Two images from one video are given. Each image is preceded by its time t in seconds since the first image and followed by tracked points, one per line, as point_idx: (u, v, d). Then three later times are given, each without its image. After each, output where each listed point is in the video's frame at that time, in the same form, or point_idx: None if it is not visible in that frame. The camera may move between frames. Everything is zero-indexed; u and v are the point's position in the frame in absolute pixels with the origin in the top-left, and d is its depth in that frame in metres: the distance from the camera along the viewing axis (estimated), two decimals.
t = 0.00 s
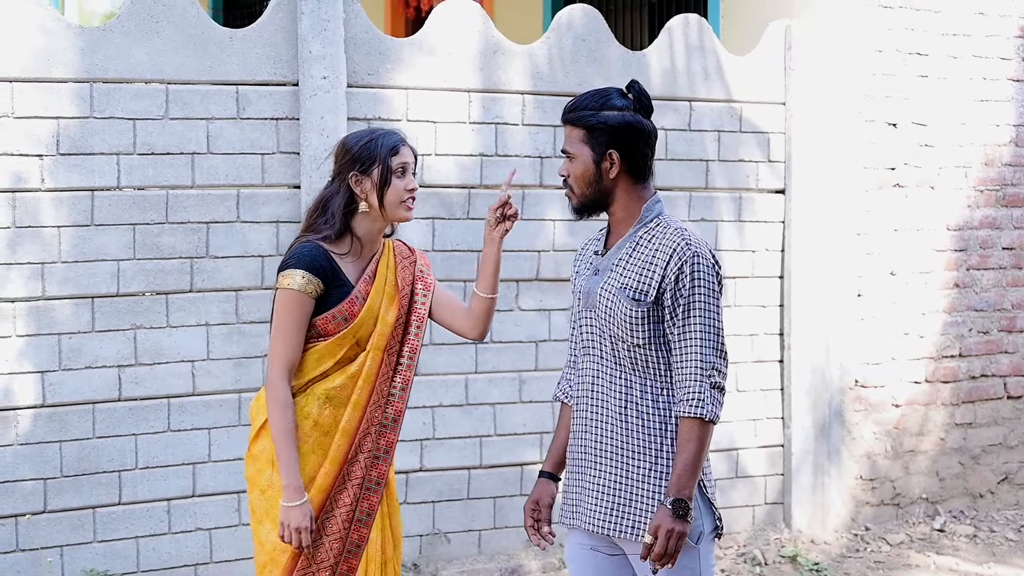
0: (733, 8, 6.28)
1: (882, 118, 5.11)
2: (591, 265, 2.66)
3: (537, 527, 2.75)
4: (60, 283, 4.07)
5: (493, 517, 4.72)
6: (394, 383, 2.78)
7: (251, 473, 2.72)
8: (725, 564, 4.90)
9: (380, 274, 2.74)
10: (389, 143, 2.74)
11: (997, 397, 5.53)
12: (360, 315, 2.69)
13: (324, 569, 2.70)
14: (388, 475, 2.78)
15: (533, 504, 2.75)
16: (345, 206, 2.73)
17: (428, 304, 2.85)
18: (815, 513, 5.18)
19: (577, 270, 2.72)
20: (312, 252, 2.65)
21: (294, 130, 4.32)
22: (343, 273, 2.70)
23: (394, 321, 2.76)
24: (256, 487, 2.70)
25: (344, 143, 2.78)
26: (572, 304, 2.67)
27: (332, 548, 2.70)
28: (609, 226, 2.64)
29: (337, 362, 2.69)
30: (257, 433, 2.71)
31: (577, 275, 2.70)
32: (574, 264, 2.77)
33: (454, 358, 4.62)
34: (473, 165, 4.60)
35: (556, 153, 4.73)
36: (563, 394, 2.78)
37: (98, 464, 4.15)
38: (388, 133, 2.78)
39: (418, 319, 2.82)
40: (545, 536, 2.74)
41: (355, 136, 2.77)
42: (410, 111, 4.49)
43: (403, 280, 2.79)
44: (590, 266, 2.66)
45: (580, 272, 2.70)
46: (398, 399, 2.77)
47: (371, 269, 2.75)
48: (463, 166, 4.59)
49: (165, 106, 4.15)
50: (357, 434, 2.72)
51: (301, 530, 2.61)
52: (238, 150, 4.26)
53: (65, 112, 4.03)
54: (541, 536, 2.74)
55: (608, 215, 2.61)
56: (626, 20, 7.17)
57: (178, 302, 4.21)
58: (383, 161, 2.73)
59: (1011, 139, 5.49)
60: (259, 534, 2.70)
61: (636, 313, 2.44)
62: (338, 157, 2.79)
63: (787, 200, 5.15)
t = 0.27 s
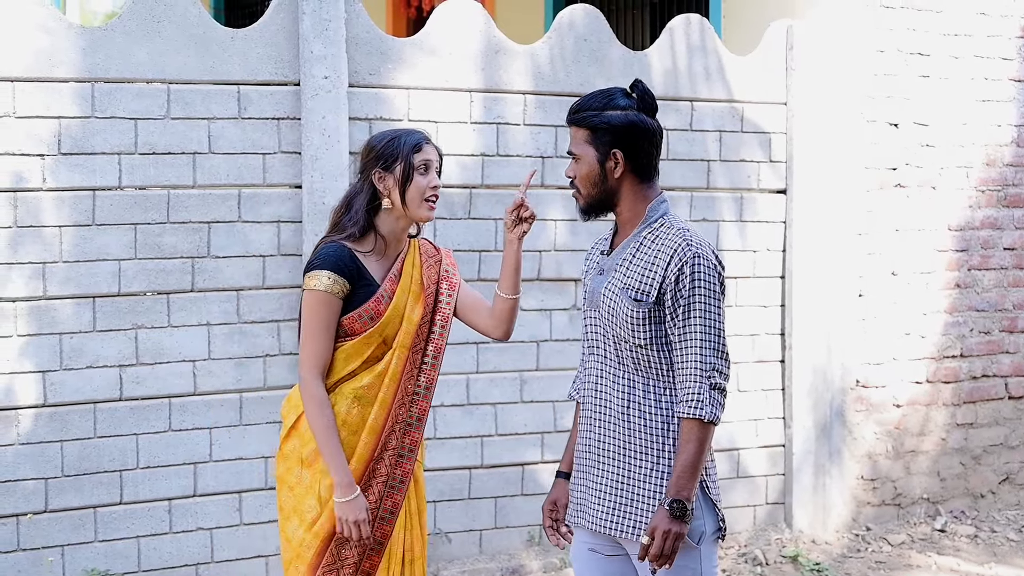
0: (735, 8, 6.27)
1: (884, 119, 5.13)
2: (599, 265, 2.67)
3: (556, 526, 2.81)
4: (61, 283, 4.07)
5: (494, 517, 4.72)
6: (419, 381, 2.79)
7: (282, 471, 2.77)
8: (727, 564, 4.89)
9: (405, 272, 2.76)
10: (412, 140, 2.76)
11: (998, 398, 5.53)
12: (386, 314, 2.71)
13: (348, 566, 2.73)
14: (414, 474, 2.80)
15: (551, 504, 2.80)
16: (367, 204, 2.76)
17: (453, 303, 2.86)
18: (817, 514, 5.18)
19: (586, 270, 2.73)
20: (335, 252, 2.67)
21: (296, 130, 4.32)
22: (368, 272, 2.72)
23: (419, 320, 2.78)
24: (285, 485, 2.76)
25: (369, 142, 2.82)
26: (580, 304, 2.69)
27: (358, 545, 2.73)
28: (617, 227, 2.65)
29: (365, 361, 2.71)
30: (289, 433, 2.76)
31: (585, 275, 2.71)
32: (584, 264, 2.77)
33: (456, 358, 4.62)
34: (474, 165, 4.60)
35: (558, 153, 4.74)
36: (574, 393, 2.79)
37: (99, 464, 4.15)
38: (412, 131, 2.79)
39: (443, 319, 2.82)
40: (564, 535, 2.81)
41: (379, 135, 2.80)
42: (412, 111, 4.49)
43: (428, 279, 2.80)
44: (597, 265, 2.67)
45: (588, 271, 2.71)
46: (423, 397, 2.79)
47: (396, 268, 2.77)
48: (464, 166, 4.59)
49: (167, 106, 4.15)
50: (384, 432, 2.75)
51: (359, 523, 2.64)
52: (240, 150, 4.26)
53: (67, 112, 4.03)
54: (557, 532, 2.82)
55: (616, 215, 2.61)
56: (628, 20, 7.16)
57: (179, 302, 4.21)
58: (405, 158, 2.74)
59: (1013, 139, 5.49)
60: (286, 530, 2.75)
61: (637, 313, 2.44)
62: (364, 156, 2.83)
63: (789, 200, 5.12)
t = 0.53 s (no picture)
0: (736, 8, 6.27)
1: (885, 119, 5.13)
2: (603, 265, 2.67)
3: (565, 527, 2.82)
4: (62, 282, 4.07)
5: (494, 517, 4.72)
6: (433, 381, 2.79)
7: (299, 471, 2.79)
8: (727, 564, 4.89)
9: (418, 271, 2.76)
10: (417, 138, 2.78)
11: (999, 398, 5.53)
12: (400, 312, 2.71)
13: (362, 565, 2.72)
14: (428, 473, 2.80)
15: (560, 504, 2.81)
16: (374, 200, 2.80)
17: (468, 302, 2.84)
18: (817, 514, 5.18)
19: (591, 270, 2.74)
20: (346, 251, 2.70)
21: (296, 129, 4.32)
22: (381, 271, 2.73)
23: (433, 318, 2.77)
24: (302, 484, 2.78)
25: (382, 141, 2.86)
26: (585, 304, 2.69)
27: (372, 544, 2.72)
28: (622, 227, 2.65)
29: (380, 361, 2.72)
30: (307, 433, 2.78)
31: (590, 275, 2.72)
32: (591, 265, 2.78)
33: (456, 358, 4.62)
34: (475, 165, 4.60)
35: (558, 152, 4.73)
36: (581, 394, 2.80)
37: (100, 463, 4.14)
38: (421, 130, 2.81)
39: (457, 318, 2.81)
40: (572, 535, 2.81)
41: (390, 134, 2.84)
42: (413, 111, 4.49)
43: (441, 278, 2.79)
44: (602, 265, 2.67)
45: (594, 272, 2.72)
46: (437, 397, 2.79)
47: (409, 267, 2.76)
48: (465, 165, 4.59)
49: (168, 106, 4.15)
50: (399, 430, 2.75)
51: (376, 522, 2.65)
52: (240, 149, 4.26)
53: (68, 111, 4.03)
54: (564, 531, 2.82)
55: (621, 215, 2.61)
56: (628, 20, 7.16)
57: (179, 301, 4.21)
58: (409, 155, 2.76)
59: (1014, 139, 5.49)
60: (303, 528, 2.77)
61: (638, 313, 2.45)
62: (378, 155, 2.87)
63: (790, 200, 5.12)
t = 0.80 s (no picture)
0: (737, 8, 6.27)
1: (885, 119, 5.13)
2: (605, 264, 2.67)
3: (563, 527, 2.82)
4: (62, 282, 4.06)
5: (495, 517, 4.72)
6: (439, 380, 2.79)
7: (305, 470, 2.78)
8: (727, 564, 4.89)
9: (424, 270, 2.76)
10: (418, 137, 2.78)
11: (999, 398, 5.53)
12: (405, 310, 2.71)
13: (366, 564, 2.72)
14: (433, 473, 2.79)
15: (560, 504, 2.81)
16: (378, 201, 2.81)
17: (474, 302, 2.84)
18: (818, 514, 5.18)
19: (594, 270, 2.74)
20: (351, 249, 2.72)
21: (297, 129, 4.32)
22: (386, 269, 2.74)
23: (438, 318, 2.77)
24: (308, 483, 2.77)
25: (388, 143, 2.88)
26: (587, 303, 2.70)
27: (375, 542, 2.72)
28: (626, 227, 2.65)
29: (385, 359, 2.72)
30: (313, 433, 2.77)
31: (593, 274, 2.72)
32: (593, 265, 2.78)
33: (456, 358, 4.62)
34: (476, 165, 4.60)
35: (559, 152, 4.73)
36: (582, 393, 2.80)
37: (100, 463, 4.14)
38: (423, 129, 2.82)
39: (463, 318, 2.81)
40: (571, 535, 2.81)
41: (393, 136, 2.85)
42: (413, 111, 4.49)
43: (447, 278, 2.80)
44: (604, 265, 2.67)
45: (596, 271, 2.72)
46: (442, 397, 2.79)
47: (415, 265, 2.77)
48: (465, 165, 4.59)
49: (168, 105, 4.15)
50: (401, 429, 2.75)
51: (362, 523, 2.67)
52: (240, 149, 4.26)
53: (68, 111, 4.03)
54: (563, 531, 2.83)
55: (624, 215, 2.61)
56: (629, 21, 7.16)
57: (180, 301, 4.21)
58: (409, 155, 2.77)
59: (1014, 139, 5.49)
60: (308, 527, 2.76)
61: (639, 312, 2.45)
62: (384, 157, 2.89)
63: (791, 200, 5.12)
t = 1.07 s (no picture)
0: (737, 8, 6.27)
1: (885, 119, 5.13)
2: (606, 264, 2.67)
3: (560, 526, 2.81)
4: (62, 281, 4.06)
5: (494, 517, 4.72)
6: (443, 379, 2.79)
7: (311, 469, 2.78)
8: (726, 564, 4.89)
9: (427, 269, 2.77)
10: (402, 140, 2.78)
11: (999, 398, 5.53)
12: (407, 307, 2.72)
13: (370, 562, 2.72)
14: (438, 472, 2.79)
15: (557, 503, 2.80)
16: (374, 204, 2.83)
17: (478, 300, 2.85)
18: (817, 513, 5.18)
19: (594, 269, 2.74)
20: (352, 247, 2.72)
21: (297, 129, 4.32)
22: (388, 267, 2.74)
23: (441, 316, 2.78)
24: (314, 482, 2.77)
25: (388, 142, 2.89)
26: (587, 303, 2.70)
27: (380, 540, 2.72)
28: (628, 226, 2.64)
29: (388, 357, 2.72)
30: (319, 431, 2.78)
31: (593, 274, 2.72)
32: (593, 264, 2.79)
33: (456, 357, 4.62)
34: (475, 164, 4.60)
35: (559, 152, 4.73)
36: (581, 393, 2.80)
37: (100, 462, 4.14)
38: (412, 128, 2.81)
39: (467, 317, 2.82)
40: (569, 535, 2.81)
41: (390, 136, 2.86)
42: (413, 110, 4.49)
43: (451, 278, 2.81)
44: (605, 264, 2.67)
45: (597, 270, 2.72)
46: (446, 396, 2.79)
47: (416, 264, 2.77)
48: (465, 165, 4.59)
49: (168, 104, 4.15)
50: (404, 426, 2.75)
51: (362, 520, 2.66)
52: (240, 148, 4.26)
53: (68, 109, 4.03)
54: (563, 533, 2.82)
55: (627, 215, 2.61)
56: (629, 21, 7.16)
57: (180, 300, 4.21)
58: (392, 161, 2.79)
59: (1014, 139, 5.49)
60: (314, 526, 2.76)
61: (642, 312, 2.45)
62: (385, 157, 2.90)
63: (791, 200, 5.12)
